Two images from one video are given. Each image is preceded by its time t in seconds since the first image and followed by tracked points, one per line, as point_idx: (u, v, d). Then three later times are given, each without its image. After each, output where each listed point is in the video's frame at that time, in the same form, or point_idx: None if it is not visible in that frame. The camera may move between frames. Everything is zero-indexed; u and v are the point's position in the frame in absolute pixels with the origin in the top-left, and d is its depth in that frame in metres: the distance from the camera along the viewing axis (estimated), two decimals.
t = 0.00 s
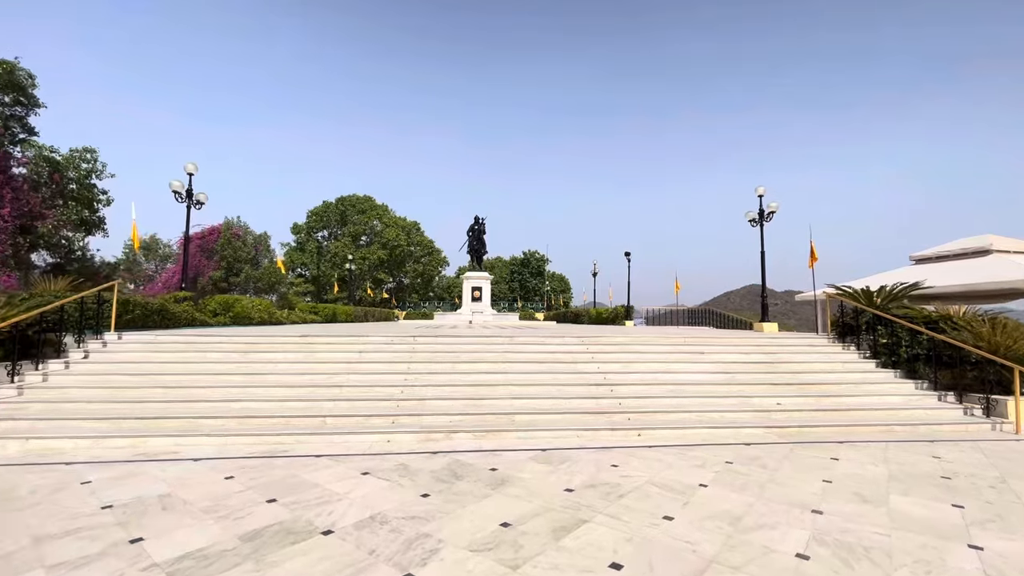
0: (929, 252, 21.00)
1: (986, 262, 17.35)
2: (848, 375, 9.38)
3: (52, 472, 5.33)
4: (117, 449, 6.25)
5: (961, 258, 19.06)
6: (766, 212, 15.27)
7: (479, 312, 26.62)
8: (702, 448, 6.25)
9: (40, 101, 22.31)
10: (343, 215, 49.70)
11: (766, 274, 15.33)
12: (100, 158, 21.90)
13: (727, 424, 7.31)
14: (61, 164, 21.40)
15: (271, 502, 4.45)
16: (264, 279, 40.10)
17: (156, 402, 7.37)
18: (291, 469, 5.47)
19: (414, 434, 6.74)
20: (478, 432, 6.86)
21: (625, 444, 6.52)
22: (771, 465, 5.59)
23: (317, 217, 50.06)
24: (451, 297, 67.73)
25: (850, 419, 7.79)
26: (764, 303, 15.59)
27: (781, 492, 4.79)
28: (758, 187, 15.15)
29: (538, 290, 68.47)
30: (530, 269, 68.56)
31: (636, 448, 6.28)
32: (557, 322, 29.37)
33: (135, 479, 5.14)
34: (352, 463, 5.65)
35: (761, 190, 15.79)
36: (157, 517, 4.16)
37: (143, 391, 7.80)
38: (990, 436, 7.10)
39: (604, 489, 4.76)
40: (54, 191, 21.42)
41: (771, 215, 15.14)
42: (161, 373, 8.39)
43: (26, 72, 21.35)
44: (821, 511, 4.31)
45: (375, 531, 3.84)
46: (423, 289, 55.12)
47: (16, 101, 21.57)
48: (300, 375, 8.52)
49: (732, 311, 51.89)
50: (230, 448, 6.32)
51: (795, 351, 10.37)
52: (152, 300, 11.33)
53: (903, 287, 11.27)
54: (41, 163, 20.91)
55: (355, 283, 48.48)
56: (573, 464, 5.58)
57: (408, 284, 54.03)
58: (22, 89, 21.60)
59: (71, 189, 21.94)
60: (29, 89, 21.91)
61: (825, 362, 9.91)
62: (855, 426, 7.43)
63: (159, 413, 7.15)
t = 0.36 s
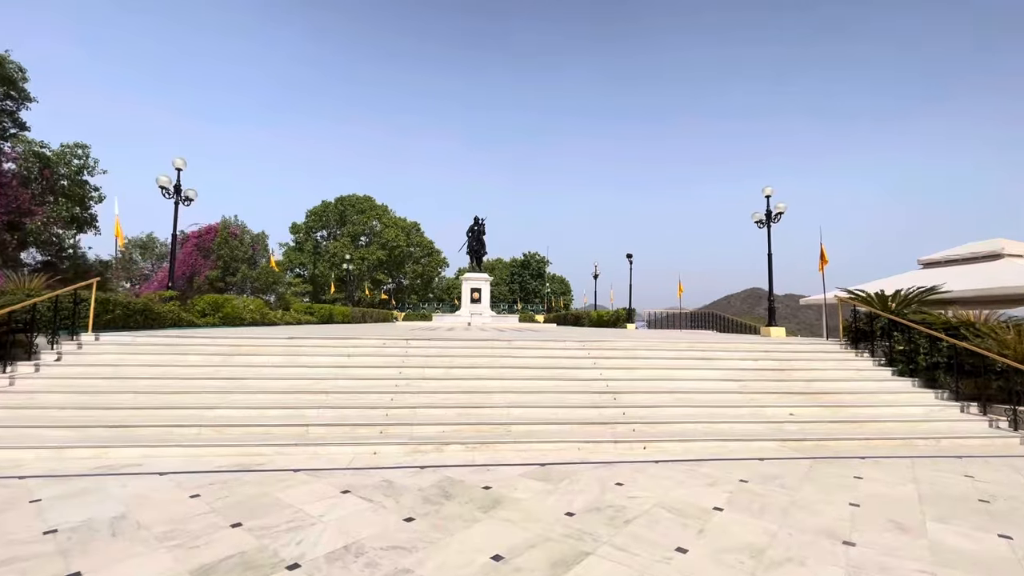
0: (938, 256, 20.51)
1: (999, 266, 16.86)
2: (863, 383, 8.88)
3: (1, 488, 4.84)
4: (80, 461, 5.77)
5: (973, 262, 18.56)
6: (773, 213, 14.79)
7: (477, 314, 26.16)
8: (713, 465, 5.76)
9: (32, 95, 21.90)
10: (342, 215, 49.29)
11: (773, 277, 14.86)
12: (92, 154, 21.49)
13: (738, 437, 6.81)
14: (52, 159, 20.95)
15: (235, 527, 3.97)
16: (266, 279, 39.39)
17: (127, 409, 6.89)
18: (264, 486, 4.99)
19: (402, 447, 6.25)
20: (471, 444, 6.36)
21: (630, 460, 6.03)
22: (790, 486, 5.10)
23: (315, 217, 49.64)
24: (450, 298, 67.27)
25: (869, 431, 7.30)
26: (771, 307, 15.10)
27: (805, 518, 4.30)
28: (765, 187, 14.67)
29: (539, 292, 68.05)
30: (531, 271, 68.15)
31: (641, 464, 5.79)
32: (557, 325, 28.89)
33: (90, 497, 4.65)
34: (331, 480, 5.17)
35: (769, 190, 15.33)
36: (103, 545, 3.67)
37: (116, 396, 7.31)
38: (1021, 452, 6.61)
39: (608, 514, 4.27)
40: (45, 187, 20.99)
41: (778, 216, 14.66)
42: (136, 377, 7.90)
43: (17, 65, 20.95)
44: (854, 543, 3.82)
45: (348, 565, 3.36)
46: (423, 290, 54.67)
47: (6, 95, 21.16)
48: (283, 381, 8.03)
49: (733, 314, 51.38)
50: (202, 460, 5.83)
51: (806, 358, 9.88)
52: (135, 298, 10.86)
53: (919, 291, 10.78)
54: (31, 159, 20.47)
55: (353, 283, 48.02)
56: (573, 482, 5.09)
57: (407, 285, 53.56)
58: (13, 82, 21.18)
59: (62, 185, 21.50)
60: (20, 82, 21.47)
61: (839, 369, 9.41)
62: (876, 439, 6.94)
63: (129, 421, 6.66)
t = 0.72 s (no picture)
0: (950, 258, 20.01)
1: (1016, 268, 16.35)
2: (886, 390, 8.40)
3: None
4: (48, 469, 5.33)
5: (988, 264, 18.05)
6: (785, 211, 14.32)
7: (479, 315, 25.75)
8: (734, 478, 5.29)
9: (28, 90, 21.58)
10: (343, 214, 48.95)
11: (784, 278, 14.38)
12: (88, 149, 21.14)
13: (758, 447, 6.35)
14: (48, 155, 20.64)
15: (206, 549, 3.54)
16: (264, 276, 39.02)
17: (106, 411, 6.45)
18: (244, 500, 4.55)
19: (397, 456, 5.80)
20: (471, 453, 5.92)
21: (643, 472, 5.58)
22: (821, 503, 4.65)
23: (316, 217, 49.30)
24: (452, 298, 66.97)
25: (896, 441, 6.84)
26: (782, 309, 14.62)
27: (843, 542, 3.86)
28: (777, 186, 14.20)
29: (541, 294, 67.68)
30: (533, 273, 67.78)
31: (656, 476, 5.34)
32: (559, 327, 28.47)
33: (51, 511, 4.22)
34: (318, 493, 4.73)
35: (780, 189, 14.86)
36: (55, 569, 3.25)
37: (94, 398, 6.88)
38: None
39: (624, 535, 3.83)
40: (40, 183, 20.64)
41: (790, 215, 14.18)
42: (117, 377, 7.46)
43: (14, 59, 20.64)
44: (904, 573, 3.37)
45: None
46: (424, 291, 54.32)
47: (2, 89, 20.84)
48: (273, 383, 7.59)
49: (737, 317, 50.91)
50: (181, 469, 5.39)
51: (824, 363, 9.40)
52: (124, 295, 10.45)
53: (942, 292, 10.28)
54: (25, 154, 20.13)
55: (354, 283, 47.64)
56: (583, 498, 4.65)
57: (408, 285, 53.15)
58: (9, 77, 20.87)
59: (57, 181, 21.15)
60: (15, 76, 21.13)
61: (859, 375, 8.94)
62: (904, 450, 6.48)
63: (106, 425, 6.22)
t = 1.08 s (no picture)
0: (964, 262, 19.56)
1: None
2: (909, 399, 8.00)
3: None
4: (20, 482, 4.98)
5: (1004, 268, 17.59)
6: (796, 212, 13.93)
7: (481, 317, 25.40)
8: (757, 496, 4.91)
9: (28, 88, 21.38)
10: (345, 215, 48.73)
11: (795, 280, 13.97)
12: (88, 147, 20.93)
13: (779, 461, 5.95)
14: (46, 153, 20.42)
15: None
16: (266, 277, 38.78)
17: (86, 418, 6.09)
18: (227, 519, 4.19)
19: (394, 469, 5.43)
20: (473, 466, 5.54)
21: (658, 488, 5.19)
22: (855, 527, 4.26)
23: (318, 217, 49.07)
24: (454, 300, 66.67)
25: (925, 454, 6.44)
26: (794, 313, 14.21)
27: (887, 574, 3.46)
28: (788, 186, 13.81)
29: (543, 296, 67.33)
30: (535, 274, 67.46)
31: (672, 494, 4.96)
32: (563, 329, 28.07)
33: (14, 532, 3.86)
34: (307, 512, 4.36)
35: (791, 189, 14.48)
36: None
37: (76, 404, 6.51)
38: None
39: (643, 565, 3.45)
40: (38, 181, 20.41)
41: (802, 217, 13.79)
42: (102, 382, 7.11)
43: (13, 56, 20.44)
44: None
45: None
46: (426, 292, 54.04)
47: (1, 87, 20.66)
48: (266, 389, 7.23)
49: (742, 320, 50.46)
50: (162, 483, 5.03)
51: (842, 370, 9.00)
52: (115, 295, 10.11)
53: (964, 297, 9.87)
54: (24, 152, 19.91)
55: (355, 284, 47.35)
56: (595, 519, 4.26)
57: (410, 287, 52.87)
58: (9, 74, 20.67)
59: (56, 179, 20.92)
60: (14, 74, 20.89)
61: (879, 382, 8.53)
62: (935, 465, 6.08)
63: (86, 433, 5.87)
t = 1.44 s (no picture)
0: (980, 262, 18.99)
1: None
2: (936, 404, 7.52)
3: None
4: None
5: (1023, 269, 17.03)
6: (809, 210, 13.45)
7: (483, 318, 25.00)
8: (783, 512, 4.46)
9: (25, 85, 21.12)
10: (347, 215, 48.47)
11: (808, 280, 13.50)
12: (85, 144, 20.67)
13: (804, 471, 5.49)
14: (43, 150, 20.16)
15: None
16: (267, 277, 38.52)
17: (58, 422, 5.69)
18: (197, 536, 3.77)
19: (386, 479, 5.01)
20: (472, 477, 5.11)
21: (674, 503, 4.74)
22: (897, 550, 3.81)
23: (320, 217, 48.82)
24: (457, 301, 66.32)
25: (959, 465, 5.97)
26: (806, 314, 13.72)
27: None
28: (800, 182, 13.35)
29: (546, 297, 66.89)
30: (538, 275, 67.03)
31: (689, 509, 4.52)
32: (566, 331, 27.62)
33: None
34: (287, 528, 3.94)
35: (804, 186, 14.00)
36: None
37: (50, 407, 6.12)
38: None
39: None
40: (35, 179, 20.18)
41: (815, 214, 13.31)
42: (80, 383, 6.71)
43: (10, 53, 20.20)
44: None
45: None
46: (428, 293, 53.70)
47: None
48: (254, 391, 6.82)
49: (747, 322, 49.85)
50: (133, 494, 4.63)
51: (862, 373, 8.53)
52: (102, 293, 9.74)
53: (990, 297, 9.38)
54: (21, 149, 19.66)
55: (357, 285, 47.03)
56: (606, 539, 3.83)
57: (412, 288, 52.54)
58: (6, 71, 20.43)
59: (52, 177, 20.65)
60: (11, 70, 20.61)
61: (903, 387, 8.05)
62: (972, 477, 5.61)
63: (57, 438, 5.47)
